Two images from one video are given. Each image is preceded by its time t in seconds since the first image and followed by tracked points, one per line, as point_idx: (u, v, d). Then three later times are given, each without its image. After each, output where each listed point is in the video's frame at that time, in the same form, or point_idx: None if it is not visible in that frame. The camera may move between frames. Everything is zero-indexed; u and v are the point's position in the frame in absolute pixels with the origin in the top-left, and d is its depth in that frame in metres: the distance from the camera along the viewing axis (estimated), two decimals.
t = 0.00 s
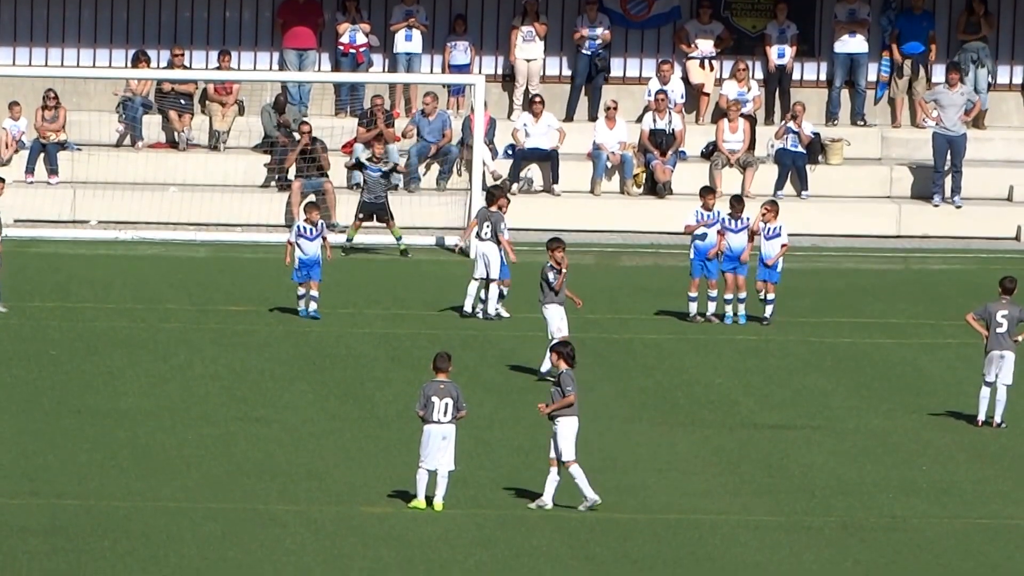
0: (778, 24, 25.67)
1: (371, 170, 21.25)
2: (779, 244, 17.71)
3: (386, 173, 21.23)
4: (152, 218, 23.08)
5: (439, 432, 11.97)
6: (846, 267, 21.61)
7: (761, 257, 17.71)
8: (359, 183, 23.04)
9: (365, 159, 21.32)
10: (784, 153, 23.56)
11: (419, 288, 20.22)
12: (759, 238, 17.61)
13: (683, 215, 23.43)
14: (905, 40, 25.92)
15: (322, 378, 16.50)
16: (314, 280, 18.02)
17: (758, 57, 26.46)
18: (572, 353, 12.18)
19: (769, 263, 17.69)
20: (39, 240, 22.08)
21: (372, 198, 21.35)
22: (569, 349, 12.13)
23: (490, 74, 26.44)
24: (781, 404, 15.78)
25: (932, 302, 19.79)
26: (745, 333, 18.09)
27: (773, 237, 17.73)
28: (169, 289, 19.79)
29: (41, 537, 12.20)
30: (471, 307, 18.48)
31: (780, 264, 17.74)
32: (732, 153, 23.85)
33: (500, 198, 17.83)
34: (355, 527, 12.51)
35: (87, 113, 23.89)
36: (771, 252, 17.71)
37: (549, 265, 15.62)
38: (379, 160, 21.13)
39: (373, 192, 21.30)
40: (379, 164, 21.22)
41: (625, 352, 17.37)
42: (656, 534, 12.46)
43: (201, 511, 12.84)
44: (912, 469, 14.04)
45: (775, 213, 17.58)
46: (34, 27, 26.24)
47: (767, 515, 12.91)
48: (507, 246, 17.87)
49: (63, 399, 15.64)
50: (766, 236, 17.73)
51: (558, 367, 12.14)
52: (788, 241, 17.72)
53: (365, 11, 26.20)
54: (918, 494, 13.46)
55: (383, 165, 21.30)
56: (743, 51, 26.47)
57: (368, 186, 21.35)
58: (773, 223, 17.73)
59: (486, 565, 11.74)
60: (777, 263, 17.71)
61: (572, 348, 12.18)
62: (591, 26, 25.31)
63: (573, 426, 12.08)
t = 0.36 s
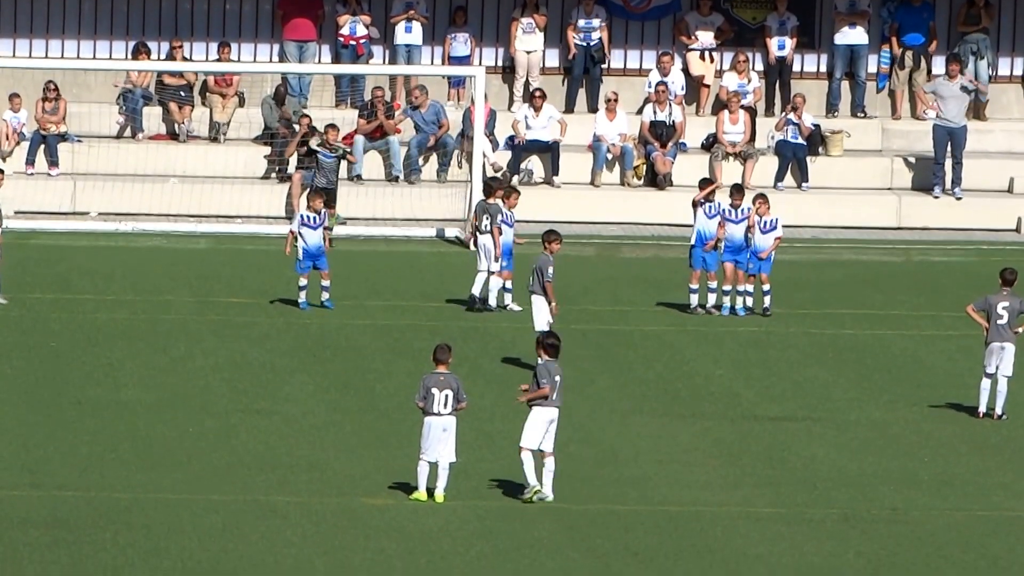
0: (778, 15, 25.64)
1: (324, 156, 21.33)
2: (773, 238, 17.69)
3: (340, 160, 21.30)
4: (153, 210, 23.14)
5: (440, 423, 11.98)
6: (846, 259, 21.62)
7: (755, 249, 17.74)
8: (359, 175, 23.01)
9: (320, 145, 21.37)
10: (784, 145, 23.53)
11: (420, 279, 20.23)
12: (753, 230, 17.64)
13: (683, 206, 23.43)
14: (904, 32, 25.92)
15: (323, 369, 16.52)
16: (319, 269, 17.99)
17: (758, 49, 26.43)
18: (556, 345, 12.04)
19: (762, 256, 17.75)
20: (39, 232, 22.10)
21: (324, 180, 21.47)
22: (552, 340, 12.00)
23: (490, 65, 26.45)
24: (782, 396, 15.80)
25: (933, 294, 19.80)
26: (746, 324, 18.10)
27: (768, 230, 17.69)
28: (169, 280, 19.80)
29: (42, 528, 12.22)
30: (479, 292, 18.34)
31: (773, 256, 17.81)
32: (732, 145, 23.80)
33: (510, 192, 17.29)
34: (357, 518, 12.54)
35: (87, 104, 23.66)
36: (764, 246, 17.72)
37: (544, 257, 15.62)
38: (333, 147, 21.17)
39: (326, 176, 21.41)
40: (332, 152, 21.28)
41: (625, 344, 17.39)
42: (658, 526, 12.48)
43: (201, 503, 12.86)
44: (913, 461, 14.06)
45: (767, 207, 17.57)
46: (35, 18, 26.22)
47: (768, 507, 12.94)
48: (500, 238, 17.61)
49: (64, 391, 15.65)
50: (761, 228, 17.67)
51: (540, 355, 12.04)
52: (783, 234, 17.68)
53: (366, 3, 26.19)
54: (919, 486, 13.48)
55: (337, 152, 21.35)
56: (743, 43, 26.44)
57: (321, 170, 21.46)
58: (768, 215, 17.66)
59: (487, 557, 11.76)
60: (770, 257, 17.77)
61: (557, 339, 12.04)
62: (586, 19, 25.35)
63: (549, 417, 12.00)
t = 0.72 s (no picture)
0: (778, 7, 25.52)
1: (273, 144, 21.40)
2: (774, 228, 17.70)
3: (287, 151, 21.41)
4: (154, 202, 23.21)
5: (440, 415, 12.00)
6: (846, 251, 21.63)
7: (756, 240, 17.73)
8: (360, 166, 23.06)
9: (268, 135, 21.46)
10: (784, 137, 23.52)
11: (420, 271, 20.23)
12: (752, 222, 17.66)
13: (682, 199, 23.43)
14: (905, 22, 25.84)
15: (323, 361, 16.53)
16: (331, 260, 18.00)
17: (758, 40, 26.43)
18: (534, 338, 11.96)
19: (764, 247, 17.74)
20: (40, 223, 22.12)
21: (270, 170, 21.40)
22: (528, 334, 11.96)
23: (490, 57, 26.44)
24: (782, 387, 15.82)
25: (933, 285, 19.81)
26: (745, 316, 18.11)
27: (769, 220, 17.70)
28: (169, 272, 19.80)
29: (42, 520, 12.24)
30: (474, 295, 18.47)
31: (775, 248, 17.80)
32: (732, 137, 23.83)
33: (511, 183, 17.15)
34: (358, 509, 12.56)
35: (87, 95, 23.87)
36: (766, 236, 17.73)
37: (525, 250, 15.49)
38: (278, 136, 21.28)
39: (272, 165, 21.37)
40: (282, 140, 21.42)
41: (625, 336, 17.40)
42: (658, 517, 12.50)
43: (202, 494, 12.88)
44: (913, 452, 14.08)
45: (768, 197, 17.58)
46: (35, 10, 26.20)
47: (769, 498, 12.96)
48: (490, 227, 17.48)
49: (64, 382, 15.67)
50: (761, 219, 17.69)
51: (525, 351, 12.01)
52: (784, 224, 17.69)
53: None
54: (919, 477, 13.51)
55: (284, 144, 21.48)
56: (743, 35, 26.44)
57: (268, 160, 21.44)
58: (769, 206, 17.68)
59: (487, 549, 11.78)
60: (773, 247, 17.77)
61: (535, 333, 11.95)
62: (581, 11, 25.23)
63: (527, 410, 11.87)
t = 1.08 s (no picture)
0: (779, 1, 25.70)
1: (229, 149, 21.11)
2: (772, 219, 17.79)
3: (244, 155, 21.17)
4: (154, 194, 23.01)
5: (440, 407, 12.03)
6: (846, 243, 21.64)
7: (755, 232, 17.77)
8: (360, 158, 23.07)
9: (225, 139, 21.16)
10: (784, 129, 23.56)
11: (420, 263, 20.23)
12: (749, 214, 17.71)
13: (682, 191, 23.44)
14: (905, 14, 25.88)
15: (324, 353, 16.54)
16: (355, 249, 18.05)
17: (758, 33, 26.44)
18: (520, 332, 11.90)
19: (763, 238, 17.77)
20: (40, 216, 22.08)
21: (226, 173, 21.23)
22: (513, 329, 11.91)
23: (490, 49, 26.44)
24: (783, 379, 15.83)
25: (933, 277, 19.82)
26: (746, 308, 18.12)
27: (766, 212, 17.81)
28: (169, 264, 19.80)
29: (43, 512, 12.26)
30: (469, 291, 18.27)
31: (774, 239, 17.84)
32: (731, 129, 23.80)
33: (513, 176, 17.20)
34: (359, 501, 12.59)
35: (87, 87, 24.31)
36: (764, 227, 17.77)
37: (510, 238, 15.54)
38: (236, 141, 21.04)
39: (228, 168, 21.17)
40: (239, 145, 21.11)
41: (626, 328, 17.41)
42: (659, 509, 12.52)
43: (203, 486, 12.90)
44: (914, 444, 14.10)
45: (767, 189, 17.69)
46: (35, 3, 26.19)
47: (770, 490, 12.97)
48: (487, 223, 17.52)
49: (65, 374, 15.68)
50: (760, 211, 17.80)
51: (512, 346, 12.00)
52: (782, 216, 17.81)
53: None
54: (920, 469, 13.53)
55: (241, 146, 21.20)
56: (743, 27, 26.46)
57: (223, 163, 21.21)
58: (766, 198, 17.83)
59: (488, 540, 11.80)
60: (770, 240, 17.78)
61: (521, 327, 11.89)
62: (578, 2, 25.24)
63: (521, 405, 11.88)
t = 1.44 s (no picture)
0: None
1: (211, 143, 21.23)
2: (772, 215, 17.79)
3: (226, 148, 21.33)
4: (154, 189, 23.05)
5: (441, 403, 12.03)
6: (846, 239, 21.65)
7: (756, 228, 17.78)
8: (360, 154, 23.07)
9: (205, 133, 21.28)
10: (784, 126, 23.56)
11: (419, 259, 20.21)
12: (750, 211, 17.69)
13: (682, 187, 23.44)
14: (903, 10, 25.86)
15: (325, 349, 16.54)
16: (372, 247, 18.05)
17: (758, 29, 26.47)
18: (516, 328, 11.87)
19: (764, 235, 17.78)
20: (41, 211, 22.09)
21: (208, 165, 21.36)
22: (508, 325, 11.88)
23: (490, 45, 26.45)
24: (783, 375, 15.83)
25: (933, 273, 19.81)
26: (746, 304, 18.12)
27: (766, 208, 17.80)
28: (169, 260, 19.80)
29: (44, 507, 12.27)
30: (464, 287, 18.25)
31: (774, 235, 17.83)
32: (732, 125, 23.78)
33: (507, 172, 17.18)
34: (359, 497, 12.59)
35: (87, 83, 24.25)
36: (765, 224, 17.79)
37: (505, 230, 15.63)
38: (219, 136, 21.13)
39: (209, 160, 21.30)
40: (219, 139, 21.27)
41: (626, 324, 17.41)
42: (659, 505, 12.53)
43: (204, 482, 12.90)
44: (915, 440, 14.10)
45: (767, 186, 17.67)
46: None
47: (771, 486, 12.98)
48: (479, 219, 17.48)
49: (66, 370, 15.69)
50: (760, 207, 17.79)
51: (509, 341, 11.98)
52: (782, 211, 17.79)
53: None
54: (921, 465, 13.53)
55: (222, 139, 21.34)
56: (743, 23, 26.48)
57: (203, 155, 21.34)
58: (766, 194, 17.79)
59: (489, 536, 11.81)
60: (773, 235, 17.80)
61: (517, 323, 11.86)
62: None
63: (523, 400, 11.89)
